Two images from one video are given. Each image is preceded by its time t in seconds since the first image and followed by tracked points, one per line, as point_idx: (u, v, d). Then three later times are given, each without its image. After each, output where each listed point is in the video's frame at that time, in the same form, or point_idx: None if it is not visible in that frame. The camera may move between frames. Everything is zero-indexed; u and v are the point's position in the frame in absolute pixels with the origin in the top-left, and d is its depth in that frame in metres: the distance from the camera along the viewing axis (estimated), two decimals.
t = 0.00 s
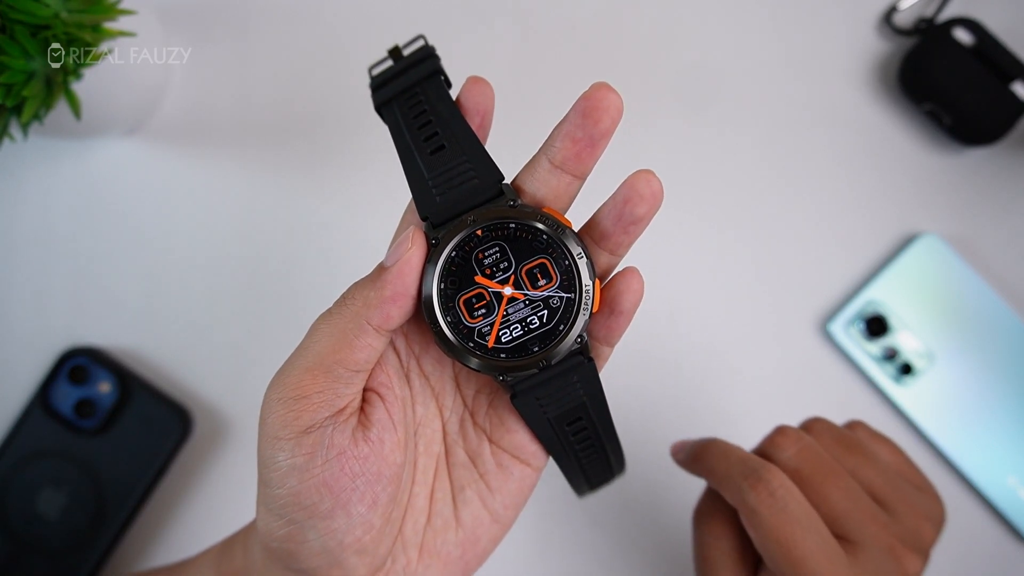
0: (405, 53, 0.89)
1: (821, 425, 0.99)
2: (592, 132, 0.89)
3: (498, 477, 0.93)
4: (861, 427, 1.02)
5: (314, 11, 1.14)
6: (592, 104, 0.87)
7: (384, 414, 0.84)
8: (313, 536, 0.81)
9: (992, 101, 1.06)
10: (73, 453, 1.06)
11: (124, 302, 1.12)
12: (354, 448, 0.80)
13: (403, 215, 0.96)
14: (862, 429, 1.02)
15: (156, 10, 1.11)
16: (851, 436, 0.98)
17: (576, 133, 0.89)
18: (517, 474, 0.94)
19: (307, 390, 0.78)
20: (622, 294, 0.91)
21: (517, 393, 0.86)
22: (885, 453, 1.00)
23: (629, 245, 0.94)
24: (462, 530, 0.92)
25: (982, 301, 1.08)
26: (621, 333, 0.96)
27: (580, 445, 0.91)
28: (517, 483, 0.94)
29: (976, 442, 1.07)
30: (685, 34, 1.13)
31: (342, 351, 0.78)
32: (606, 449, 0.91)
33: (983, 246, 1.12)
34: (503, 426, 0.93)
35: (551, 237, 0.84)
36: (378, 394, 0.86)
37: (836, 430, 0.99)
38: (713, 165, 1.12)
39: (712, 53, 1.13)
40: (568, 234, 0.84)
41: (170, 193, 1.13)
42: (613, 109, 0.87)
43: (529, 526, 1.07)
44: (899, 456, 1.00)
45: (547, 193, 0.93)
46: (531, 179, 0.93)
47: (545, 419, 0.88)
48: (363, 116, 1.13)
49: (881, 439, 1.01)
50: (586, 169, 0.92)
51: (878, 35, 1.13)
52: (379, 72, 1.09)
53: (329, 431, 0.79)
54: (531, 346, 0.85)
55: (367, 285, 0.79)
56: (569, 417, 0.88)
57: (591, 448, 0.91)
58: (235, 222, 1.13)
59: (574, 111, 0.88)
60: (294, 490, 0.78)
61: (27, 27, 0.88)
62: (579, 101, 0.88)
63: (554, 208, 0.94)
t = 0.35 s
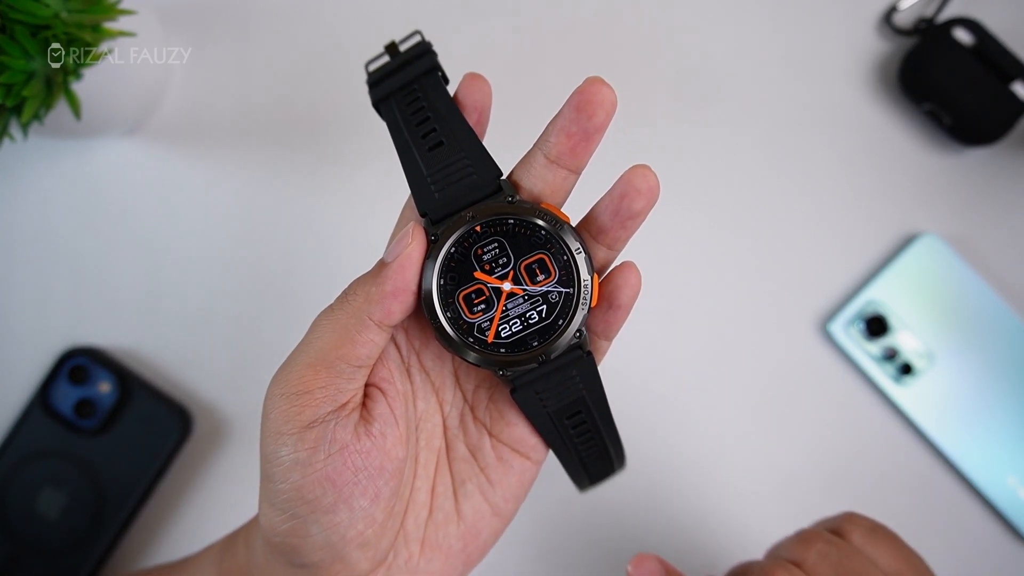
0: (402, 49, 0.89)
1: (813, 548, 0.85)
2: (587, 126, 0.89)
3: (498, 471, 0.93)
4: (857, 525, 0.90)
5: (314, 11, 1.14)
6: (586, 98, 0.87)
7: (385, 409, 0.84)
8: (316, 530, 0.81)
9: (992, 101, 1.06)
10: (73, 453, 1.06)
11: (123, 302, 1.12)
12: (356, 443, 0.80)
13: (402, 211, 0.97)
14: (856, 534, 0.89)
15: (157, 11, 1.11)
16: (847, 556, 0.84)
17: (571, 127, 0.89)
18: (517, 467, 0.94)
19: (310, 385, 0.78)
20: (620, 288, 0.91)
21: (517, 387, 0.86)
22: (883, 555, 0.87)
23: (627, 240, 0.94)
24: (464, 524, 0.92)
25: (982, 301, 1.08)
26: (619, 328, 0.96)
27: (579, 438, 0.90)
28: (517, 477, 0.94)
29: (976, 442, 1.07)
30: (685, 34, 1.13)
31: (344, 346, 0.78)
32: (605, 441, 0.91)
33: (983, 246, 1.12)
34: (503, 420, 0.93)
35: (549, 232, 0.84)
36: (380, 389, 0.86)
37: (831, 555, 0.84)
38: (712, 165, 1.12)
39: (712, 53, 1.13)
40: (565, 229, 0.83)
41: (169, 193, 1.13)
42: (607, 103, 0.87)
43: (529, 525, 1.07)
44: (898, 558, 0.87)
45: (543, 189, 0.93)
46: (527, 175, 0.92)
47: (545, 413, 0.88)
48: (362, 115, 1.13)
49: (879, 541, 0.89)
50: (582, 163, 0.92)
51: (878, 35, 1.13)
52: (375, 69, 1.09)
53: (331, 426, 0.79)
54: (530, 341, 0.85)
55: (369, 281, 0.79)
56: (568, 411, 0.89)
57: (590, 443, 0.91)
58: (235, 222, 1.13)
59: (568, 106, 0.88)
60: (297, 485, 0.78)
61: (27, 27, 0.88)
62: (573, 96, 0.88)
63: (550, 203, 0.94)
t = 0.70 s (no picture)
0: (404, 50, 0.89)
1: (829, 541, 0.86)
2: (588, 127, 0.89)
3: (500, 470, 0.93)
4: (870, 521, 0.90)
5: (314, 10, 1.14)
6: (587, 99, 0.87)
7: (387, 409, 0.84)
8: (318, 529, 0.81)
9: (992, 101, 1.06)
10: (73, 453, 1.06)
11: (124, 302, 1.12)
12: (358, 443, 0.80)
13: (404, 212, 0.97)
14: (870, 530, 0.89)
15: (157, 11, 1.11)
16: (862, 553, 0.84)
17: (572, 128, 0.89)
18: (518, 467, 0.94)
19: (312, 385, 0.78)
20: (621, 290, 0.91)
21: (518, 387, 0.86)
22: (894, 551, 0.86)
23: (628, 241, 0.94)
24: (465, 523, 0.92)
25: (981, 301, 1.08)
26: (620, 328, 0.96)
27: (579, 438, 0.90)
28: (518, 477, 0.94)
29: (976, 442, 1.07)
30: (685, 34, 1.13)
31: (346, 346, 0.78)
32: (606, 442, 0.91)
33: (983, 246, 1.12)
34: (504, 421, 0.93)
35: (551, 233, 0.84)
36: (381, 389, 0.86)
37: None
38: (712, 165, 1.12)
39: (712, 53, 1.13)
40: (567, 231, 0.84)
41: (169, 193, 1.13)
42: (608, 103, 0.87)
43: (529, 525, 1.08)
44: (908, 556, 0.86)
45: (545, 189, 0.93)
46: (529, 176, 0.92)
47: (546, 413, 0.88)
48: (362, 115, 1.13)
49: (893, 537, 0.88)
50: (583, 164, 0.92)
51: (878, 35, 1.13)
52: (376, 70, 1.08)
53: (333, 426, 0.79)
54: (531, 342, 0.85)
55: (371, 281, 0.79)
56: (569, 411, 0.89)
57: (591, 443, 0.91)
58: (235, 222, 1.13)
59: (569, 107, 0.88)
60: (299, 484, 0.78)
61: (27, 27, 0.88)
62: (574, 97, 0.88)
63: (552, 203, 0.94)
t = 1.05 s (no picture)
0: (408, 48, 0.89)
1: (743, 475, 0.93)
2: (589, 128, 0.89)
3: (499, 471, 0.93)
4: (813, 446, 1.01)
5: (314, 10, 1.14)
6: (589, 101, 0.87)
7: (386, 409, 0.84)
8: (317, 529, 0.81)
9: (992, 101, 1.06)
10: (73, 453, 1.06)
11: (124, 302, 1.12)
12: (357, 442, 0.80)
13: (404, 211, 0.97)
14: (812, 451, 1.01)
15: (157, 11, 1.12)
16: (803, 462, 0.97)
17: (573, 129, 0.89)
18: (517, 468, 0.94)
19: (311, 384, 0.78)
20: (621, 292, 0.91)
21: (517, 388, 0.86)
22: (837, 471, 0.99)
23: (629, 244, 0.94)
24: (464, 523, 0.92)
25: (982, 301, 1.08)
26: (620, 331, 0.96)
27: (578, 438, 0.90)
28: (517, 477, 0.94)
29: (977, 443, 1.07)
30: (684, 34, 1.13)
31: (345, 345, 0.78)
32: (605, 443, 0.91)
33: (983, 246, 1.12)
34: (503, 421, 0.93)
35: (551, 235, 0.84)
36: (380, 389, 0.86)
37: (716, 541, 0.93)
38: (712, 165, 1.12)
39: (712, 53, 1.13)
40: (567, 232, 0.83)
41: (169, 193, 1.13)
42: (610, 106, 0.87)
43: (529, 525, 1.08)
44: (854, 475, 0.99)
45: (545, 191, 0.93)
46: (529, 177, 0.92)
47: (545, 414, 0.88)
48: (362, 115, 1.13)
49: (833, 459, 1.00)
50: (584, 165, 0.92)
51: (878, 35, 1.13)
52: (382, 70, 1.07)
53: (332, 425, 0.79)
54: (530, 343, 0.85)
55: (371, 280, 0.79)
56: (568, 412, 0.89)
57: (590, 444, 0.91)
58: (235, 222, 1.13)
59: (570, 108, 0.88)
60: (298, 484, 0.78)
61: (27, 27, 0.88)
62: (575, 98, 0.88)
63: (552, 205, 0.94)
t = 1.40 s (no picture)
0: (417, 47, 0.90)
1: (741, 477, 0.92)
2: (591, 133, 0.89)
3: (501, 472, 0.94)
4: (810, 448, 1.03)
5: (314, 10, 1.14)
6: (590, 105, 0.87)
7: (389, 410, 0.84)
8: (320, 530, 0.81)
9: (993, 102, 1.06)
10: (73, 453, 1.06)
11: (124, 303, 1.12)
12: (360, 443, 0.80)
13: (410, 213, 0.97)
14: (808, 453, 1.02)
15: (156, 11, 1.11)
16: (799, 465, 0.98)
17: (575, 134, 0.89)
18: (519, 469, 0.94)
19: (314, 386, 0.78)
20: (623, 298, 0.91)
21: (519, 392, 0.86)
22: (833, 475, 1.01)
23: (631, 249, 0.94)
24: (466, 524, 0.92)
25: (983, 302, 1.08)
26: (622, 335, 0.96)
27: (580, 442, 0.91)
28: (519, 478, 0.94)
29: (976, 443, 1.07)
30: (685, 34, 1.13)
31: (348, 347, 0.78)
32: (607, 447, 0.91)
33: (984, 247, 1.12)
34: (505, 424, 0.93)
35: (554, 241, 0.84)
36: (383, 390, 0.86)
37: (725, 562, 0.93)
38: (712, 165, 1.12)
39: (712, 54, 1.13)
40: (569, 238, 0.83)
41: (170, 193, 1.13)
42: (612, 110, 0.87)
43: (529, 526, 1.08)
44: (849, 479, 1.01)
45: (548, 195, 0.93)
46: (532, 181, 0.92)
47: (546, 418, 0.88)
48: (363, 116, 1.13)
49: (830, 463, 1.02)
50: (586, 169, 0.92)
51: (878, 35, 1.13)
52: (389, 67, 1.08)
53: (335, 427, 0.79)
54: (531, 348, 0.85)
55: (374, 282, 0.79)
56: (569, 416, 0.89)
57: (592, 448, 0.91)
58: (235, 222, 1.13)
59: (572, 113, 0.88)
60: (302, 485, 0.78)
61: (27, 27, 0.88)
62: (577, 103, 0.88)
63: (554, 209, 0.94)
